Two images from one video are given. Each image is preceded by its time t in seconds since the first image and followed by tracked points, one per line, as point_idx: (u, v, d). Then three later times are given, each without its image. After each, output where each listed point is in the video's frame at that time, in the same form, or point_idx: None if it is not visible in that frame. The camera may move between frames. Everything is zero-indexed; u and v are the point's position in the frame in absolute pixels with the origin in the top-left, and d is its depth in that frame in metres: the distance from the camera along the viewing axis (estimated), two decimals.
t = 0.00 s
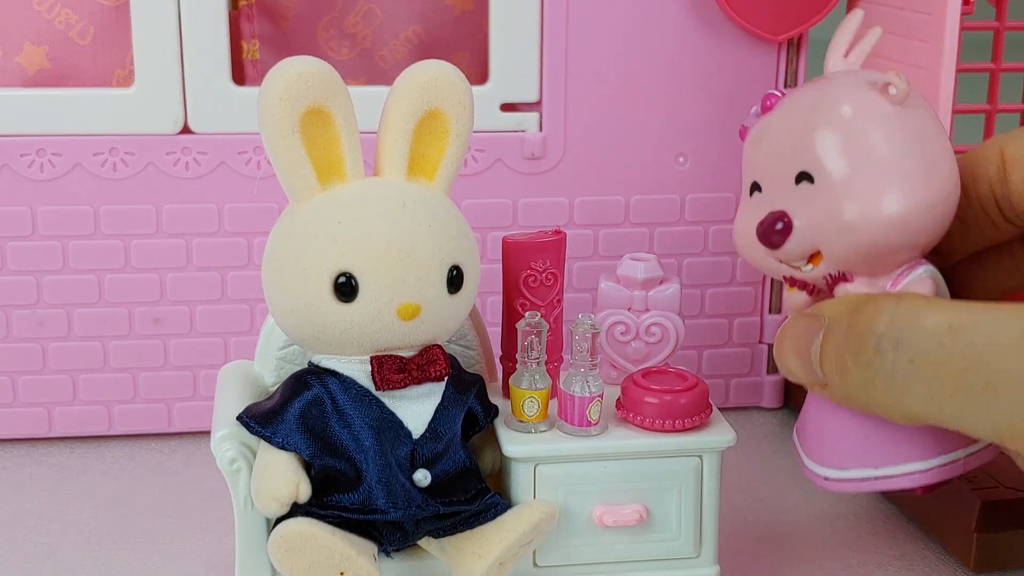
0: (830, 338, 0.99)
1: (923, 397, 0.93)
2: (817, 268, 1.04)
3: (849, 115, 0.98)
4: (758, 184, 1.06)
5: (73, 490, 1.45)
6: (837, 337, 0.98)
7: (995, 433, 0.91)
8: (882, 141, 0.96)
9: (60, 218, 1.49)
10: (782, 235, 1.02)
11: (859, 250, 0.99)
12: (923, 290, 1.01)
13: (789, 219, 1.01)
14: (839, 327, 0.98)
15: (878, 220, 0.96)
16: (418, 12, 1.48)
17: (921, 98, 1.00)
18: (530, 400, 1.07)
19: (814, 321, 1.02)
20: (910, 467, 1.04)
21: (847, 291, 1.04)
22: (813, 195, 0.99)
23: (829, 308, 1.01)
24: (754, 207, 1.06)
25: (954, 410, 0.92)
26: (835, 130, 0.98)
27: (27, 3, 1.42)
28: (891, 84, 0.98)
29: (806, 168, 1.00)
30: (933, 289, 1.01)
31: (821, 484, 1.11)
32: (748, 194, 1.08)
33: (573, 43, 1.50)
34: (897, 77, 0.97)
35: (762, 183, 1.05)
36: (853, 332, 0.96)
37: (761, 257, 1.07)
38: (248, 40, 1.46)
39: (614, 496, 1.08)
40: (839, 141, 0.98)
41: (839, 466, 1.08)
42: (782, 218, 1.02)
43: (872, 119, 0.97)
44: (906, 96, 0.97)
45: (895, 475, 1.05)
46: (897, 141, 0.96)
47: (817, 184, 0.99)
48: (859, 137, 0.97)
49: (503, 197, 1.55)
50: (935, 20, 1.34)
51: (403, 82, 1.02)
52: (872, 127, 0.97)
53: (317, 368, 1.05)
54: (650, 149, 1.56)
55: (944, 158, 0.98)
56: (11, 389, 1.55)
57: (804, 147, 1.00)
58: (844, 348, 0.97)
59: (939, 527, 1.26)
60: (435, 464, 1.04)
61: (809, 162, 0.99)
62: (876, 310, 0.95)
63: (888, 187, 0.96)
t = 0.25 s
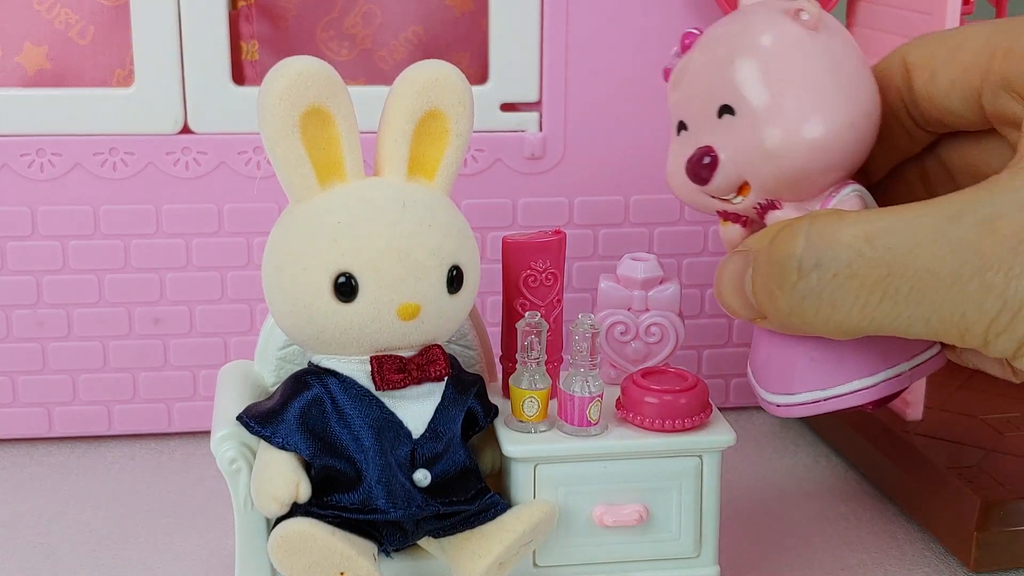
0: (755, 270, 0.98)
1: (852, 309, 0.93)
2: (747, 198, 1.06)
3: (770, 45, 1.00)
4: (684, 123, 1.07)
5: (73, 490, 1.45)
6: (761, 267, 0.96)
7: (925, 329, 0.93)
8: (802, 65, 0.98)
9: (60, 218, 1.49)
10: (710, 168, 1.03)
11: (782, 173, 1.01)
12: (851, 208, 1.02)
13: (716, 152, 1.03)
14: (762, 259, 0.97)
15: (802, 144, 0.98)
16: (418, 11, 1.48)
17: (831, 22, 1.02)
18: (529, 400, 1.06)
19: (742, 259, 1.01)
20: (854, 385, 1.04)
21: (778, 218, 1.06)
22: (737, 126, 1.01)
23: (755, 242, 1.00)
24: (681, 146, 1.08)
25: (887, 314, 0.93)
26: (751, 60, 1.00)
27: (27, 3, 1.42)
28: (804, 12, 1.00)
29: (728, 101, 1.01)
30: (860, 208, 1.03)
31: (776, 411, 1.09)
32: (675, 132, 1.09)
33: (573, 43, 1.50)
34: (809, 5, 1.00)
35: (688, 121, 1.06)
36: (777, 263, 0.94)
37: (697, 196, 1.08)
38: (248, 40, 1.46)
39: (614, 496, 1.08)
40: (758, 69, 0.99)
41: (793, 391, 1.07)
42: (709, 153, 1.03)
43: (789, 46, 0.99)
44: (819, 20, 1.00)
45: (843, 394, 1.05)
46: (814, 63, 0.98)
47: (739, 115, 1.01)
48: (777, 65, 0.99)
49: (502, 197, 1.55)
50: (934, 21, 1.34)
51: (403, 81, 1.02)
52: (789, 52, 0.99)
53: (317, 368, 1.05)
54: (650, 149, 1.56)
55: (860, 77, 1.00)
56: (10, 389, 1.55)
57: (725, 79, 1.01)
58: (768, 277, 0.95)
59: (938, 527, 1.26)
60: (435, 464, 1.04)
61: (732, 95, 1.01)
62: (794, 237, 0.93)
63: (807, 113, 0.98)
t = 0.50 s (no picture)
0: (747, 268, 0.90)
1: (857, 300, 0.84)
2: (737, 189, 0.97)
3: (718, 33, 0.93)
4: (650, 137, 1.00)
5: (73, 490, 1.45)
6: (757, 265, 0.88)
7: (930, 316, 0.83)
8: (754, 46, 0.91)
9: (60, 218, 1.49)
10: (688, 172, 0.96)
11: (766, 160, 0.93)
12: (845, 171, 0.92)
13: (692, 155, 0.95)
14: (754, 258, 0.89)
15: (774, 123, 0.90)
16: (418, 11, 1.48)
17: None
18: (530, 400, 1.06)
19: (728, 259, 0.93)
20: (898, 345, 0.96)
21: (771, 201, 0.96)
22: (704, 124, 0.94)
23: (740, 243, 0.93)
24: (655, 161, 1.01)
25: (890, 302, 0.84)
26: (702, 54, 0.93)
27: (27, 3, 1.42)
28: None
29: (689, 103, 0.94)
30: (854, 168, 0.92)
31: (828, 393, 1.02)
32: (645, 148, 1.01)
33: (573, 43, 1.50)
34: None
35: (652, 134, 1.00)
36: (775, 256, 0.86)
37: (683, 205, 1.00)
38: (248, 41, 1.46)
39: (614, 496, 1.08)
40: (712, 62, 0.92)
41: (832, 368, 1.00)
42: (686, 156, 0.96)
43: (736, 33, 0.92)
44: None
45: (890, 357, 0.96)
46: (766, 41, 0.91)
47: (703, 112, 0.93)
48: (729, 53, 0.92)
49: (502, 197, 1.55)
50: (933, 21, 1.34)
51: (403, 81, 1.02)
52: (737, 37, 0.92)
53: (317, 368, 1.05)
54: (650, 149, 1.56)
55: (818, 43, 0.93)
56: (11, 389, 1.55)
57: (679, 80, 0.94)
58: (767, 275, 0.87)
59: (938, 527, 1.26)
60: (435, 464, 1.04)
61: (691, 95, 0.94)
62: (791, 229, 0.85)
63: (773, 93, 0.90)
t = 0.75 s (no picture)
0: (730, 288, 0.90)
1: (852, 315, 0.84)
2: (718, 202, 0.97)
3: (705, 43, 0.92)
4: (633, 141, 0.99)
5: (72, 490, 1.45)
6: (746, 289, 0.88)
7: (923, 323, 0.84)
8: (741, 59, 0.91)
9: (60, 218, 1.49)
10: (671, 183, 0.95)
11: (746, 178, 0.93)
12: (825, 188, 0.92)
13: (675, 166, 0.94)
14: (740, 280, 0.88)
15: (758, 139, 0.90)
16: (418, 12, 1.48)
17: (753, 7, 0.95)
18: (529, 400, 1.06)
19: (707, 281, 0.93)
20: (867, 359, 0.97)
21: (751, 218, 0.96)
22: (688, 137, 0.93)
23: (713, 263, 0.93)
24: (635, 165, 1.00)
25: (883, 316, 0.84)
26: (689, 64, 0.92)
27: (27, 3, 1.43)
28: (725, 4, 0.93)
29: (674, 114, 0.94)
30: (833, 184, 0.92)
31: (794, 397, 1.04)
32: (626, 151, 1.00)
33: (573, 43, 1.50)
34: None
35: (635, 140, 0.99)
36: (766, 280, 0.86)
37: (663, 209, 1.00)
38: (248, 41, 1.46)
39: (614, 496, 1.08)
40: (699, 73, 0.91)
41: (800, 376, 1.01)
42: (668, 168, 0.95)
43: (723, 43, 0.91)
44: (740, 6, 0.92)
45: (856, 370, 0.98)
46: (753, 54, 0.91)
47: (689, 124, 0.93)
48: (716, 64, 0.91)
49: (502, 197, 1.55)
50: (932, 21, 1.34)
51: (404, 81, 1.02)
52: (725, 47, 0.91)
53: (317, 368, 1.05)
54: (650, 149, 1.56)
55: (804, 55, 0.92)
56: (10, 389, 1.55)
57: (664, 89, 0.94)
58: (758, 297, 0.87)
59: (938, 527, 1.26)
60: (435, 464, 1.04)
61: (677, 106, 0.93)
62: (782, 251, 0.85)
63: (758, 109, 0.90)
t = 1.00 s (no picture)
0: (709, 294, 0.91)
1: (824, 319, 0.86)
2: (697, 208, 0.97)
3: (674, 53, 0.92)
4: (608, 151, 0.99)
5: (72, 490, 1.45)
6: (723, 293, 0.89)
7: (895, 324, 0.85)
8: (711, 66, 0.91)
9: (60, 218, 1.49)
10: (648, 193, 0.94)
11: (721, 185, 0.93)
12: (801, 187, 0.92)
13: (650, 176, 0.94)
14: (717, 285, 0.90)
15: (731, 145, 0.90)
16: (418, 12, 1.48)
17: (722, 14, 0.95)
18: (529, 400, 1.06)
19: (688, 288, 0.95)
20: (850, 357, 0.98)
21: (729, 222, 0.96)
22: (662, 146, 0.93)
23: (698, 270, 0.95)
24: (611, 175, 1.00)
25: (855, 318, 0.85)
26: (659, 73, 0.92)
27: (27, 3, 1.43)
28: (693, 12, 0.93)
29: (647, 124, 0.94)
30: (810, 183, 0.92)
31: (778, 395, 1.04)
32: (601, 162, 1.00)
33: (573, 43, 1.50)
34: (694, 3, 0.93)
35: (610, 150, 0.99)
36: (739, 284, 0.88)
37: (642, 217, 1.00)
38: (248, 41, 1.46)
39: (614, 496, 1.08)
40: (669, 82, 0.92)
41: (789, 374, 1.01)
42: (644, 177, 0.94)
43: (693, 52, 0.92)
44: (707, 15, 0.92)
45: (839, 368, 0.98)
46: (723, 62, 0.91)
47: (662, 134, 0.93)
48: (686, 73, 0.91)
49: (502, 197, 1.55)
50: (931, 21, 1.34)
51: (404, 81, 1.02)
52: (695, 56, 0.91)
53: (317, 368, 1.05)
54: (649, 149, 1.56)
55: (774, 60, 0.93)
56: (11, 389, 1.55)
57: (636, 100, 0.94)
58: (733, 302, 0.88)
59: (938, 527, 1.26)
60: (435, 464, 1.04)
61: (649, 116, 0.93)
62: (753, 256, 0.87)
63: (730, 117, 0.90)
